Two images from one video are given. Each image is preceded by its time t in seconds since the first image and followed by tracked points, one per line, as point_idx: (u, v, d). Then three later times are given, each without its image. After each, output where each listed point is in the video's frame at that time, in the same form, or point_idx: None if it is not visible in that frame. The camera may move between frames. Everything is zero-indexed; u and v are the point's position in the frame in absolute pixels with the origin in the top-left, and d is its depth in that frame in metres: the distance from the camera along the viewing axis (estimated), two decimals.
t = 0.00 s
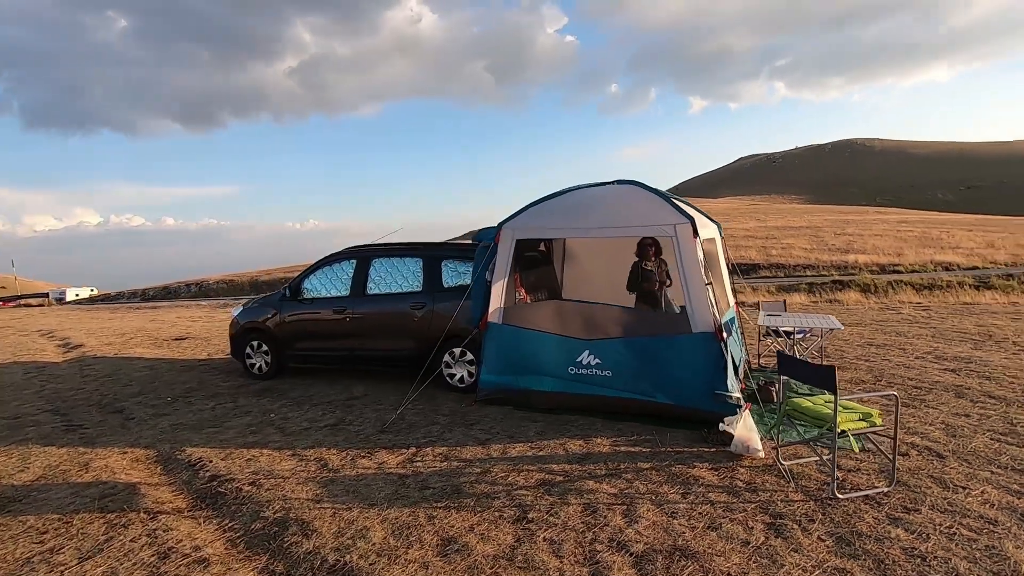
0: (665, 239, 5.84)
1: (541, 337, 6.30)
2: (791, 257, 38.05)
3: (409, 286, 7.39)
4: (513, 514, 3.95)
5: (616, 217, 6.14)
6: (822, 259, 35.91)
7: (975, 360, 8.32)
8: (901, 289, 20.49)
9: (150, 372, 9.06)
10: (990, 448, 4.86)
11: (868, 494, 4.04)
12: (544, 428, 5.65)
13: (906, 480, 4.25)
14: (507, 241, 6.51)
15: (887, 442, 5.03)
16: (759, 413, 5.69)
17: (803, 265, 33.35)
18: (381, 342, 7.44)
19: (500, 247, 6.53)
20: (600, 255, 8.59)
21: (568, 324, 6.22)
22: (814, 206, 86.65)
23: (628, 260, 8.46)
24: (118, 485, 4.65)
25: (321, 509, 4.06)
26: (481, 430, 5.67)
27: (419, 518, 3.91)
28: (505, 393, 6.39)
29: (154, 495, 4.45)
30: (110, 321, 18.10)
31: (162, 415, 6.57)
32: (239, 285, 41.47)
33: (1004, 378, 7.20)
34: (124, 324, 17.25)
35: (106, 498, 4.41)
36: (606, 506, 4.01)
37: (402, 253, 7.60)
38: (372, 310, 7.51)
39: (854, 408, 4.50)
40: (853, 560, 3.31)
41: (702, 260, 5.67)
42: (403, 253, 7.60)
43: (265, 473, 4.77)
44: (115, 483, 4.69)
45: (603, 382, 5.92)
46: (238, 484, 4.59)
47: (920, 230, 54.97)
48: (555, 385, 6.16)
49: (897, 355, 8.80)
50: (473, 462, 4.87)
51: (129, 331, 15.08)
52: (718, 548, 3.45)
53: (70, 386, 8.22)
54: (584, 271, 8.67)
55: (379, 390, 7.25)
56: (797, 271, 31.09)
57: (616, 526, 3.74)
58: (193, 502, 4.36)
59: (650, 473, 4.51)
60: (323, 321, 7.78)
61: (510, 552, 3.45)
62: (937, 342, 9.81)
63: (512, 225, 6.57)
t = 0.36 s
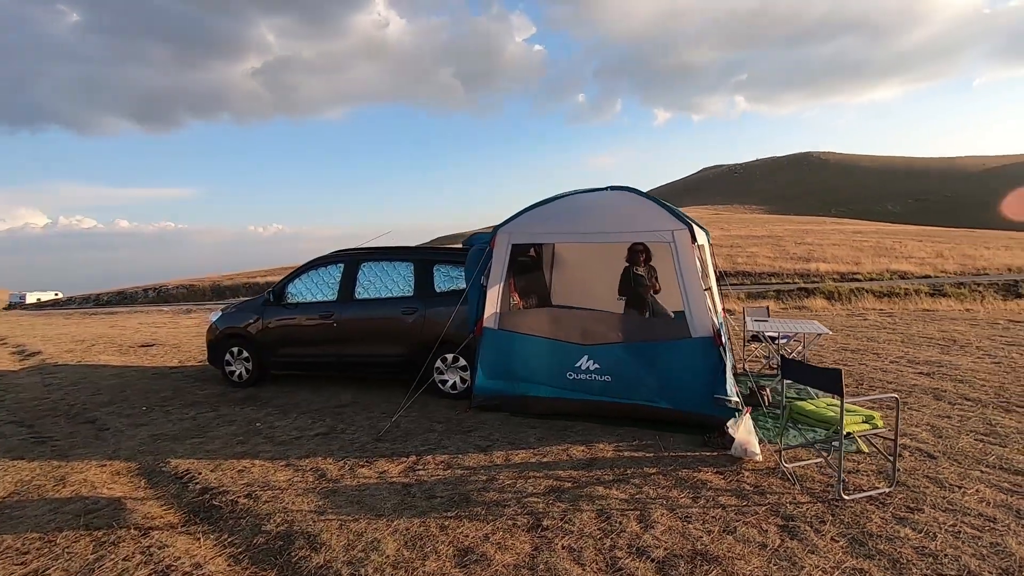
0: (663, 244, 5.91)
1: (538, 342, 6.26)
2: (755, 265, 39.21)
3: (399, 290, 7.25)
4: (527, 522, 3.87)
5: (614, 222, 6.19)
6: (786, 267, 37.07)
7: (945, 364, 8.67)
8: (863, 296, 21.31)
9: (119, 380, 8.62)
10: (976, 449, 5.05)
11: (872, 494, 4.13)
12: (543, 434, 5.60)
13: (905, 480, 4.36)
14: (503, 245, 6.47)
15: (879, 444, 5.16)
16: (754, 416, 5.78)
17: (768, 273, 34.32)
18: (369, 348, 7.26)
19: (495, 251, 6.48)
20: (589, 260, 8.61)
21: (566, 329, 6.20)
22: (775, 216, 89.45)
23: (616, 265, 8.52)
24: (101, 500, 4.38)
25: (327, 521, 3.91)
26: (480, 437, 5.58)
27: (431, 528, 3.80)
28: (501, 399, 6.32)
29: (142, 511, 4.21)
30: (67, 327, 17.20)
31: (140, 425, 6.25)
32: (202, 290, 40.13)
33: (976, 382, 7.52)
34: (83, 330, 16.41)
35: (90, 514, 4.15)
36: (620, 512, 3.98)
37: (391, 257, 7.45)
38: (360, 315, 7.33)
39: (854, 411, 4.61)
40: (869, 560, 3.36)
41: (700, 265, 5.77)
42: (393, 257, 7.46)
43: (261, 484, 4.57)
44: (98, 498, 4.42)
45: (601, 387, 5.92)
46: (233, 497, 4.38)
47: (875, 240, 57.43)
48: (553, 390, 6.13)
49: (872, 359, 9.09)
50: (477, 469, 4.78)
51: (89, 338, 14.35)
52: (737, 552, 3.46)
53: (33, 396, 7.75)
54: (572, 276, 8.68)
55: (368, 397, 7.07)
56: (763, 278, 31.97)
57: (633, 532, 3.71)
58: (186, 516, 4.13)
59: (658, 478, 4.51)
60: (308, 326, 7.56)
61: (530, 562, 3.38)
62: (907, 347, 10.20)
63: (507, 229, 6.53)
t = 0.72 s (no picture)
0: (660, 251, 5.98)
1: (536, 350, 6.21)
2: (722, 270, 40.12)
3: (389, 298, 7.09)
4: (543, 534, 3.80)
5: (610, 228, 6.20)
6: (752, 272, 38.03)
7: (918, 365, 9.00)
8: (828, 300, 22.04)
9: (87, 394, 8.16)
10: (964, 447, 5.22)
11: (877, 495, 4.22)
12: (544, 443, 5.54)
13: (904, 480, 4.47)
14: (498, 251, 6.39)
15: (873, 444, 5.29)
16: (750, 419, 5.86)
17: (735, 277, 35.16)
18: (358, 357, 7.07)
19: (490, 258, 6.40)
20: (577, 266, 8.63)
21: (563, 336, 6.18)
22: (738, 222, 91.93)
23: (604, 271, 8.56)
24: (85, 525, 4.10)
25: (335, 540, 3.75)
26: (480, 447, 5.48)
27: (446, 543, 3.69)
28: (498, 408, 6.24)
29: (132, 535, 3.95)
30: (19, 339, 16.24)
31: (117, 442, 5.91)
32: (162, 298, 38.61)
33: (949, 382, 7.82)
34: (36, 342, 15.52)
35: (75, 541, 3.87)
36: (634, 521, 3.95)
37: (380, 264, 7.30)
38: (348, 323, 7.14)
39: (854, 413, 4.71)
40: (885, 561, 3.42)
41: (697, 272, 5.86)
42: (383, 264, 7.30)
43: (258, 503, 4.37)
44: (81, 523, 4.14)
45: (600, 394, 5.91)
46: (230, 517, 4.17)
47: (832, 245, 59.63)
48: (551, 398, 6.08)
49: (849, 361, 9.37)
50: (483, 480, 4.68)
51: (45, 350, 13.58)
52: (757, 557, 3.47)
53: None
54: (560, 282, 8.68)
55: (358, 408, 6.88)
56: (731, 282, 32.75)
57: (651, 541, 3.69)
58: (181, 540, 3.90)
59: (666, 484, 4.50)
60: (293, 335, 7.31)
61: None
62: (879, 349, 10.55)
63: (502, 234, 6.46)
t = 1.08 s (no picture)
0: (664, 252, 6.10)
1: (542, 352, 6.18)
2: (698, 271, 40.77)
3: (389, 301, 7.00)
4: (570, 536, 3.78)
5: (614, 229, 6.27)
6: (727, 274, 38.75)
7: (902, 361, 9.29)
8: (803, 300, 22.59)
9: (67, 404, 7.82)
10: (961, 440, 5.39)
11: (889, 488, 4.32)
12: (554, 445, 5.52)
13: (912, 473, 4.59)
14: (502, 253, 6.37)
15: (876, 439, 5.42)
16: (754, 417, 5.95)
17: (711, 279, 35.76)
18: (357, 361, 6.95)
19: (494, 260, 6.37)
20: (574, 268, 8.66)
21: (569, 337, 6.17)
22: (710, 225, 93.66)
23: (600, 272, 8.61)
24: (90, 540, 3.91)
25: (358, 548, 3.65)
26: (490, 450, 5.43)
27: (474, 548, 3.63)
28: (504, 410, 6.19)
29: (142, 550, 3.79)
30: None
31: (109, 453, 5.67)
32: (128, 304, 37.34)
33: (934, 378, 8.08)
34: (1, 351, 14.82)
35: (82, 558, 3.69)
36: (658, 520, 3.96)
37: (379, 266, 7.19)
38: (346, 327, 7.01)
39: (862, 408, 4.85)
40: (908, 553, 3.50)
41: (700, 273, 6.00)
42: (381, 267, 7.20)
43: (270, 512, 4.24)
44: (84, 538, 3.95)
45: (608, 395, 5.92)
46: (244, 528, 4.03)
47: (802, 247, 61.15)
48: (558, 399, 6.07)
49: (836, 359, 9.60)
50: (499, 483, 4.63)
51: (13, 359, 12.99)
52: (785, 552, 3.51)
53: None
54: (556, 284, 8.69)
55: (358, 414, 6.75)
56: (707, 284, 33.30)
57: (679, 539, 3.70)
58: (195, 553, 3.76)
59: (683, 483, 4.53)
60: (289, 341, 7.15)
61: None
62: (862, 347, 10.86)
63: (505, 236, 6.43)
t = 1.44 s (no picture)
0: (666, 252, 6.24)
1: (547, 353, 6.24)
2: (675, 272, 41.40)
3: (390, 304, 6.98)
4: (595, 532, 3.84)
5: (616, 230, 6.38)
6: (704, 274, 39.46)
7: (883, 357, 9.63)
8: (780, 299, 23.16)
9: (52, 414, 7.58)
10: (951, 431, 5.63)
11: (892, 478, 4.50)
12: (563, 444, 5.59)
13: (910, 462, 4.79)
14: (506, 255, 6.42)
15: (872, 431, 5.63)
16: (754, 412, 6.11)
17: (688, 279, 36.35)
18: (358, 365, 6.90)
19: (498, 262, 6.41)
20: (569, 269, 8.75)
21: (574, 338, 6.25)
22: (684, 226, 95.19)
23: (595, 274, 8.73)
24: (105, 551, 3.82)
25: (386, 551, 3.66)
26: (500, 451, 5.46)
27: (501, 547, 3.67)
28: (510, 411, 6.24)
29: (161, 560, 3.72)
30: None
31: (108, 463, 5.53)
32: (95, 310, 36.12)
33: (916, 372, 8.41)
34: None
35: (99, 570, 3.60)
36: (678, 514, 4.06)
37: (378, 270, 7.16)
38: (346, 330, 6.96)
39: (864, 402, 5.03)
40: (918, 537, 3.66)
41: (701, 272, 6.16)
42: (381, 270, 7.17)
43: (289, 518, 4.20)
44: (99, 550, 3.86)
45: (613, 394, 6.01)
46: (264, 534, 3.99)
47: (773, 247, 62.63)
48: (564, 400, 6.13)
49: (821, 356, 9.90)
50: (515, 483, 4.67)
51: None
52: (804, 541, 3.64)
53: None
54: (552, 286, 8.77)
55: (361, 418, 6.70)
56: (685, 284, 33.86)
57: (700, 532, 3.80)
58: (217, 561, 3.70)
59: (696, 478, 4.64)
60: (287, 345, 7.06)
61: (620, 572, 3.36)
62: (843, 343, 11.22)
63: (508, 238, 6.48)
